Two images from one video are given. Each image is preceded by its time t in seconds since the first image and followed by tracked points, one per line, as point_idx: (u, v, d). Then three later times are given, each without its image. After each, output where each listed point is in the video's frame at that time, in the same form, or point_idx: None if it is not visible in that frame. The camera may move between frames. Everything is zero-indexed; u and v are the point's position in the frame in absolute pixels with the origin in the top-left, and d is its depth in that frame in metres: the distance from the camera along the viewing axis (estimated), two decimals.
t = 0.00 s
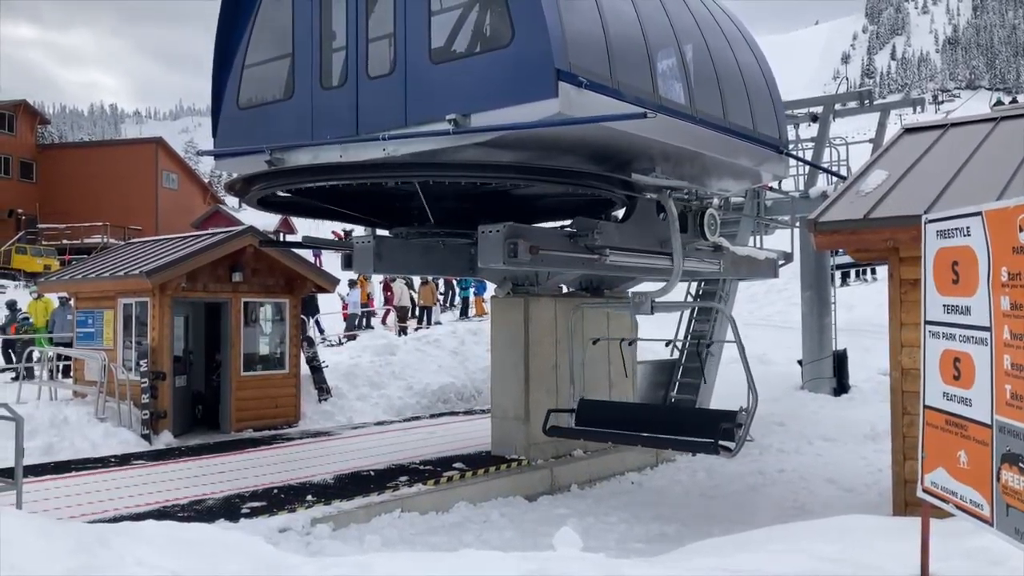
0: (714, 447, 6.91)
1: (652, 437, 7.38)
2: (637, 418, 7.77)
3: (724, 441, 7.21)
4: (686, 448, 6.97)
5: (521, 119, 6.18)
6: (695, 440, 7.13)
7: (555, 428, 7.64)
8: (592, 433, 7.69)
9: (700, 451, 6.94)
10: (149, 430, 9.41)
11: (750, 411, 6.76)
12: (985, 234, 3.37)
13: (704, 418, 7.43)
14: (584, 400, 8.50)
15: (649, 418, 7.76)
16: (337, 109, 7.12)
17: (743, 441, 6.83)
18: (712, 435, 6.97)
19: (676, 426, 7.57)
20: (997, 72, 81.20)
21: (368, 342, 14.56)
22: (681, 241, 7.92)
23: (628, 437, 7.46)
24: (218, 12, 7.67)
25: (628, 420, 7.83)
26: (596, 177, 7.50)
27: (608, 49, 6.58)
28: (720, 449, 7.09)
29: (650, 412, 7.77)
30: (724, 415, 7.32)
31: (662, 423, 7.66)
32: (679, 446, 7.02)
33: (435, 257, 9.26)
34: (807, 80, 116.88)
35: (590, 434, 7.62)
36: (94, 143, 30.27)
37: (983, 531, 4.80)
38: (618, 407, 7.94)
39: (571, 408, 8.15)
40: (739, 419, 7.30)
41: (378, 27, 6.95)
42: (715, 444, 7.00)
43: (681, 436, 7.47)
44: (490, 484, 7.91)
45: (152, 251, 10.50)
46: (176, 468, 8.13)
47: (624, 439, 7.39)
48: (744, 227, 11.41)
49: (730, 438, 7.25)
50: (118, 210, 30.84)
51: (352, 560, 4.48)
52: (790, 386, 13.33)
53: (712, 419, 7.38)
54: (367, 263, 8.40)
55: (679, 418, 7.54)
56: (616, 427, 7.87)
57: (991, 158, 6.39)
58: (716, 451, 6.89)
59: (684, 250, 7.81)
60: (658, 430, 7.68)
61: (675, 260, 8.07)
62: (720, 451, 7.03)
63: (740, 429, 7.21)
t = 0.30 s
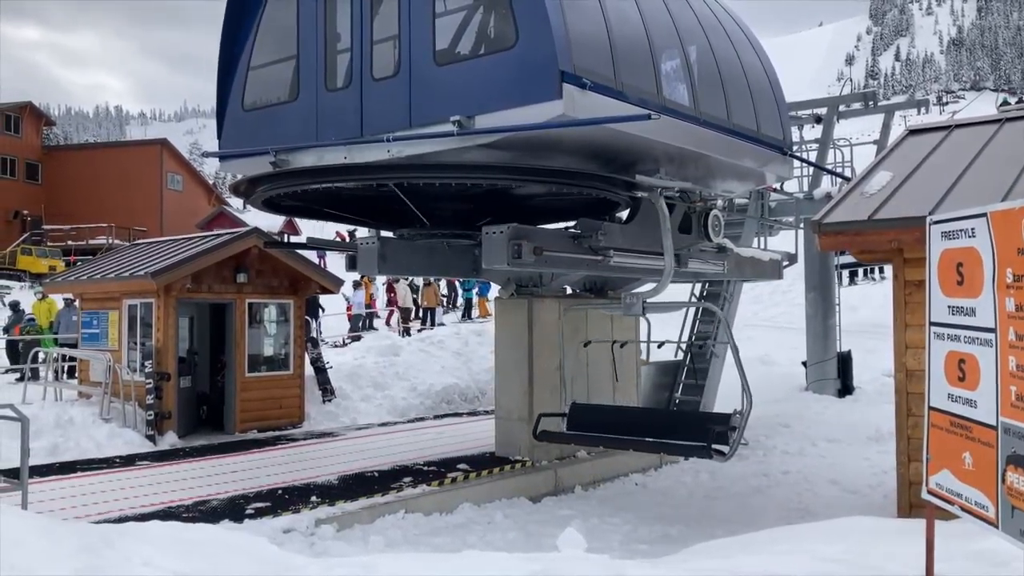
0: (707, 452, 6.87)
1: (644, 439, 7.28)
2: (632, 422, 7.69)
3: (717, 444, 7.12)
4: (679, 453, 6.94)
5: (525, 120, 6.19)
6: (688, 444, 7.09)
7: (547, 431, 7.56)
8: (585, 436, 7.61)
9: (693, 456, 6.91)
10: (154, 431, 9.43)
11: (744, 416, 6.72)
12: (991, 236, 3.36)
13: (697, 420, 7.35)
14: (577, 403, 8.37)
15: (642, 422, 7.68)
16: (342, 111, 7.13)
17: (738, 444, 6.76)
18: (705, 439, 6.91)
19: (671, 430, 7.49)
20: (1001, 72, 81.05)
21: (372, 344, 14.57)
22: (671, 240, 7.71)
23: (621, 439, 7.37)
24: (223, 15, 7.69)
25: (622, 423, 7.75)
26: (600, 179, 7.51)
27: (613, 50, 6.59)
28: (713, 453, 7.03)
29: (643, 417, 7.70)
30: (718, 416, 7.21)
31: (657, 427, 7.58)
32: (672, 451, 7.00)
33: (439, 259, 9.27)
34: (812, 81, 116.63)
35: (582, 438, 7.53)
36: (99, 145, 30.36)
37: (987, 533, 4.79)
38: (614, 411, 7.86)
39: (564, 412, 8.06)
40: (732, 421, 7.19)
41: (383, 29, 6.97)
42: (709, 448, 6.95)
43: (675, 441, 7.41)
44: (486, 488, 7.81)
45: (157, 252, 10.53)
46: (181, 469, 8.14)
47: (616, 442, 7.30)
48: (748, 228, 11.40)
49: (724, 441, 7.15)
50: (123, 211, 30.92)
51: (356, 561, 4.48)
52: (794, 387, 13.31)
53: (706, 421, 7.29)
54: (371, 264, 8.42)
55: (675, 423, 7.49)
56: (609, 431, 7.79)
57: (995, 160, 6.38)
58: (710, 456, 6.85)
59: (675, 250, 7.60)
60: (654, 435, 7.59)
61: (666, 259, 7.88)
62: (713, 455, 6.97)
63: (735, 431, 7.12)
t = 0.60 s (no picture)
0: (699, 453, 6.82)
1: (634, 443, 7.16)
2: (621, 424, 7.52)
3: (710, 445, 7.05)
4: (673, 456, 6.92)
5: (529, 120, 6.18)
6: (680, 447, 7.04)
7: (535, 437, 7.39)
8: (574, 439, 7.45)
9: (686, 458, 6.88)
10: (159, 431, 9.45)
11: (738, 416, 6.66)
12: (996, 235, 3.35)
13: (688, 420, 7.24)
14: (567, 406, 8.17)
15: (632, 423, 7.53)
16: (346, 110, 7.13)
17: (732, 445, 6.70)
18: (697, 440, 6.85)
19: (661, 433, 7.34)
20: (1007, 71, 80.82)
21: (376, 343, 14.57)
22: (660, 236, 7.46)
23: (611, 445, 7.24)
24: (227, 15, 7.69)
25: (612, 424, 7.59)
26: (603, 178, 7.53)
27: (616, 50, 6.58)
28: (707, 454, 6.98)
29: (632, 417, 7.55)
30: (714, 417, 7.15)
31: (647, 429, 7.42)
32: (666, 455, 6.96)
33: (443, 258, 9.26)
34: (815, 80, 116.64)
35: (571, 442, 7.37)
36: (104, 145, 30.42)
37: (993, 533, 4.78)
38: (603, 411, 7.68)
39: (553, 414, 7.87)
40: (726, 423, 7.11)
41: (387, 29, 6.97)
42: (702, 449, 6.90)
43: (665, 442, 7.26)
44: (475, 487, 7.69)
45: (162, 251, 10.55)
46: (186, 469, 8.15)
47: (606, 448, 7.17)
48: (753, 228, 11.39)
49: (717, 442, 7.08)
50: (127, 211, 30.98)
51: (360, 561, 4.47)
52: (799, 387, 13.29)
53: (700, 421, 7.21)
54: (375, 264, 8.41)
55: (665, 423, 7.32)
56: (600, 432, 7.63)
57: (1000, 159, 6.35)
58: (702, 457, 6.81)
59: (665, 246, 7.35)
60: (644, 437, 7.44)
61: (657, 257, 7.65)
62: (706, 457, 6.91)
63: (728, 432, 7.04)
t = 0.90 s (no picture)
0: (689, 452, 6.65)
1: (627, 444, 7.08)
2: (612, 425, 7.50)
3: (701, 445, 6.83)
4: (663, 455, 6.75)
5: (532, 117, 6.17)
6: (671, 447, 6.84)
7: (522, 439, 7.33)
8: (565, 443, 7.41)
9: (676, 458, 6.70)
10: (163, 428, 9.47)
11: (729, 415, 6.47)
12: (1000, 232, 3.34)
13: (684, 423, 7.14)
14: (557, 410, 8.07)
15: (627, 425, 7.46)
16: (349, 108, 7.13)
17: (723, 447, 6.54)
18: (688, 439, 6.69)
19: (651, 433, 7.30)
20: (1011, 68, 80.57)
21: (380, 341, 14.57)
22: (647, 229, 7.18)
23: (600, 445, 7.20)
24: (230, 13, 7.70)
25: (604, 426, 7.58)
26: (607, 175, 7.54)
27: (620, 47, 6.58)
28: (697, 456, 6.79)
29: (627, 418, 7.48)
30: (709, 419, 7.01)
31: (639, 430, 7.39)
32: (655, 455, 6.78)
33: (447, 256, 9.26)
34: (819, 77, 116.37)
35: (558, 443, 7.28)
36: (108, 143, 30.47)
37: (999, 530, 4.76)
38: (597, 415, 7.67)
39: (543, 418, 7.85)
40: (718, 422, 6.89)
41: (390, 26, 6.96)
42: (693, 449, 6.73)
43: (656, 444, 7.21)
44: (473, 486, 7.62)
45: (166, 249, 10.56)
46: (191, 466, 8.15)
47: (595, 446, 7.12)
48: (757, 225, 11.38)
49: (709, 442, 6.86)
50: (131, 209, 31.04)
51: (365, 558, 4.46)
52: (803, 384, 13.27)
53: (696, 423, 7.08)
54: (379, 261, 8.41)
55: (657, 422, 7.26)
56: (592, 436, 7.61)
57: (1005, 156, 6.33)
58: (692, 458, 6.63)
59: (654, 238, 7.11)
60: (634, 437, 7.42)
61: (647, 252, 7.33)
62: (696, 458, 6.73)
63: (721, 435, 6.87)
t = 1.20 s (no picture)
0: (664, 453, 6.61)
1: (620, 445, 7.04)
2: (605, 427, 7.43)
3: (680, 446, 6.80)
4: (640, 456, 6.74)
5: (536, 113, 6.17)
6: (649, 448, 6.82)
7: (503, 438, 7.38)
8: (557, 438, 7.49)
9: (652, 459, 6.68)
10: (168, 425, 9.49)
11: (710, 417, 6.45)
12: (1005, 227, 3.34)
13: (673, 422, 7.13)
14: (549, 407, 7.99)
15: (623, 425, 7.41)
16: (353, 105, 7.13)
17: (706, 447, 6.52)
18: (664, 440, 6.67)
19: (645, 434, 7.27)
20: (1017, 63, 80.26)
21: (384, 338, 14.58)
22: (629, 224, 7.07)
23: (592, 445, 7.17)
24: (234, 10, 7.70)
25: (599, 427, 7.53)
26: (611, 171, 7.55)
27: (624, 43, 6.57)
28: (676, 457, 6.78)
29: (623, 419, 7.43)
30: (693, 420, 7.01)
31: (635, 430, 7.34)
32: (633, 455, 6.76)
33: (451, 253, 9.26)
34: (823, 73, 116.22)
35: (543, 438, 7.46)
36: (112, 140, 30.52)
37: (1005, 526, 4.75)
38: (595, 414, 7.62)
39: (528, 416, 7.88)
40: (697, 424, 6.87)
41: (393, 22, 6.96)
42: (670, 450, 6.70)
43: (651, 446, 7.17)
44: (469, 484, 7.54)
45: (171, 246, 10.59)
46: (194, 463, 8.17)
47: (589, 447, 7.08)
48: (761, 221, 11.37)
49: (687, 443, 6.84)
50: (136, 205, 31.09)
51: (370, 553, 4.46)
52: (808, 381, 13.25)
53: (684, 425, 7.09)
54: (383, 258, 8.41)
55: (653, 423, 7.21)
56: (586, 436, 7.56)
57: (1010, 151, 6.31)
58: (668, 459, 6.59)
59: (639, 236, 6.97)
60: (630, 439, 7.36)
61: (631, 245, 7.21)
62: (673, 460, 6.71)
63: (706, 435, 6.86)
